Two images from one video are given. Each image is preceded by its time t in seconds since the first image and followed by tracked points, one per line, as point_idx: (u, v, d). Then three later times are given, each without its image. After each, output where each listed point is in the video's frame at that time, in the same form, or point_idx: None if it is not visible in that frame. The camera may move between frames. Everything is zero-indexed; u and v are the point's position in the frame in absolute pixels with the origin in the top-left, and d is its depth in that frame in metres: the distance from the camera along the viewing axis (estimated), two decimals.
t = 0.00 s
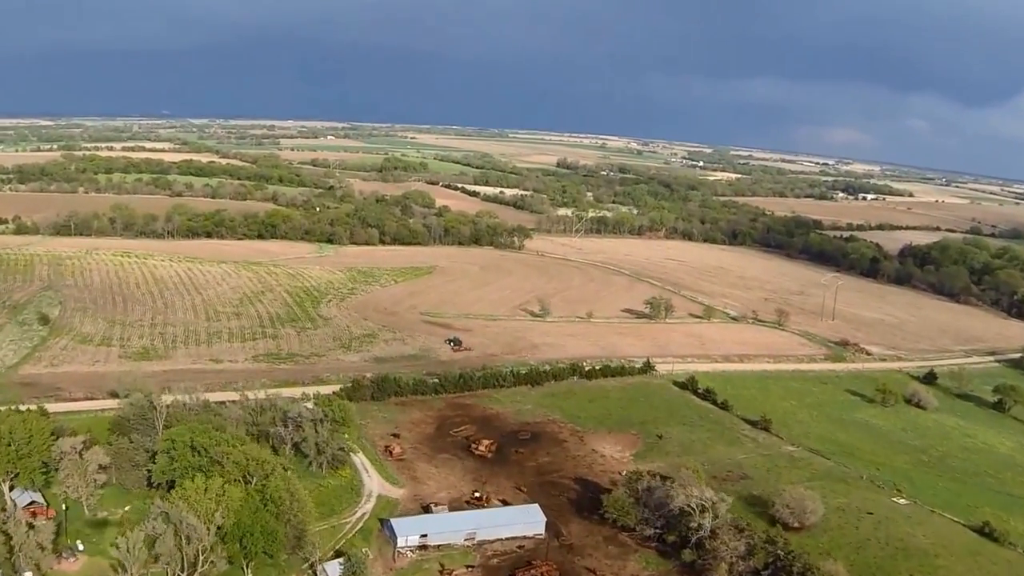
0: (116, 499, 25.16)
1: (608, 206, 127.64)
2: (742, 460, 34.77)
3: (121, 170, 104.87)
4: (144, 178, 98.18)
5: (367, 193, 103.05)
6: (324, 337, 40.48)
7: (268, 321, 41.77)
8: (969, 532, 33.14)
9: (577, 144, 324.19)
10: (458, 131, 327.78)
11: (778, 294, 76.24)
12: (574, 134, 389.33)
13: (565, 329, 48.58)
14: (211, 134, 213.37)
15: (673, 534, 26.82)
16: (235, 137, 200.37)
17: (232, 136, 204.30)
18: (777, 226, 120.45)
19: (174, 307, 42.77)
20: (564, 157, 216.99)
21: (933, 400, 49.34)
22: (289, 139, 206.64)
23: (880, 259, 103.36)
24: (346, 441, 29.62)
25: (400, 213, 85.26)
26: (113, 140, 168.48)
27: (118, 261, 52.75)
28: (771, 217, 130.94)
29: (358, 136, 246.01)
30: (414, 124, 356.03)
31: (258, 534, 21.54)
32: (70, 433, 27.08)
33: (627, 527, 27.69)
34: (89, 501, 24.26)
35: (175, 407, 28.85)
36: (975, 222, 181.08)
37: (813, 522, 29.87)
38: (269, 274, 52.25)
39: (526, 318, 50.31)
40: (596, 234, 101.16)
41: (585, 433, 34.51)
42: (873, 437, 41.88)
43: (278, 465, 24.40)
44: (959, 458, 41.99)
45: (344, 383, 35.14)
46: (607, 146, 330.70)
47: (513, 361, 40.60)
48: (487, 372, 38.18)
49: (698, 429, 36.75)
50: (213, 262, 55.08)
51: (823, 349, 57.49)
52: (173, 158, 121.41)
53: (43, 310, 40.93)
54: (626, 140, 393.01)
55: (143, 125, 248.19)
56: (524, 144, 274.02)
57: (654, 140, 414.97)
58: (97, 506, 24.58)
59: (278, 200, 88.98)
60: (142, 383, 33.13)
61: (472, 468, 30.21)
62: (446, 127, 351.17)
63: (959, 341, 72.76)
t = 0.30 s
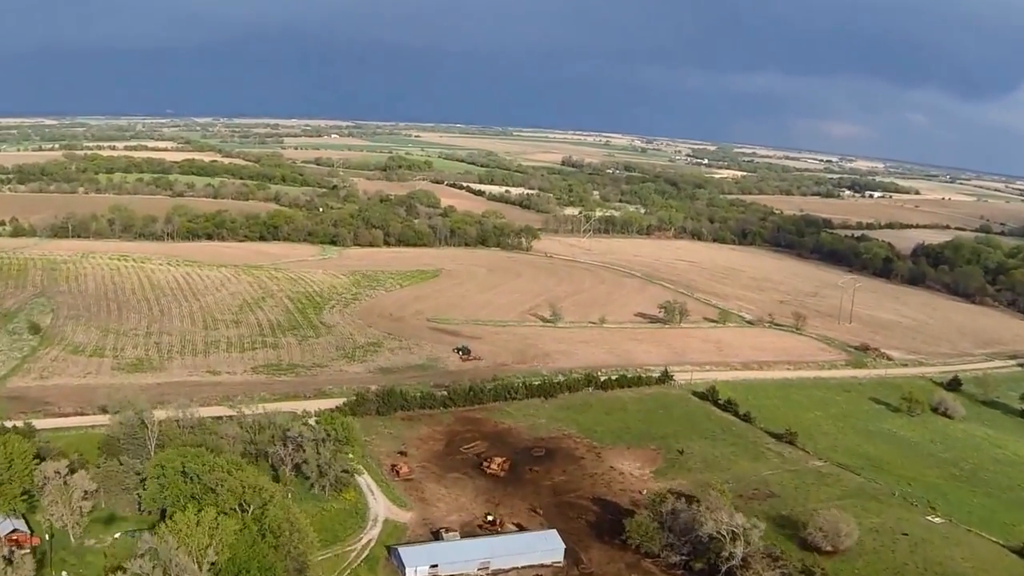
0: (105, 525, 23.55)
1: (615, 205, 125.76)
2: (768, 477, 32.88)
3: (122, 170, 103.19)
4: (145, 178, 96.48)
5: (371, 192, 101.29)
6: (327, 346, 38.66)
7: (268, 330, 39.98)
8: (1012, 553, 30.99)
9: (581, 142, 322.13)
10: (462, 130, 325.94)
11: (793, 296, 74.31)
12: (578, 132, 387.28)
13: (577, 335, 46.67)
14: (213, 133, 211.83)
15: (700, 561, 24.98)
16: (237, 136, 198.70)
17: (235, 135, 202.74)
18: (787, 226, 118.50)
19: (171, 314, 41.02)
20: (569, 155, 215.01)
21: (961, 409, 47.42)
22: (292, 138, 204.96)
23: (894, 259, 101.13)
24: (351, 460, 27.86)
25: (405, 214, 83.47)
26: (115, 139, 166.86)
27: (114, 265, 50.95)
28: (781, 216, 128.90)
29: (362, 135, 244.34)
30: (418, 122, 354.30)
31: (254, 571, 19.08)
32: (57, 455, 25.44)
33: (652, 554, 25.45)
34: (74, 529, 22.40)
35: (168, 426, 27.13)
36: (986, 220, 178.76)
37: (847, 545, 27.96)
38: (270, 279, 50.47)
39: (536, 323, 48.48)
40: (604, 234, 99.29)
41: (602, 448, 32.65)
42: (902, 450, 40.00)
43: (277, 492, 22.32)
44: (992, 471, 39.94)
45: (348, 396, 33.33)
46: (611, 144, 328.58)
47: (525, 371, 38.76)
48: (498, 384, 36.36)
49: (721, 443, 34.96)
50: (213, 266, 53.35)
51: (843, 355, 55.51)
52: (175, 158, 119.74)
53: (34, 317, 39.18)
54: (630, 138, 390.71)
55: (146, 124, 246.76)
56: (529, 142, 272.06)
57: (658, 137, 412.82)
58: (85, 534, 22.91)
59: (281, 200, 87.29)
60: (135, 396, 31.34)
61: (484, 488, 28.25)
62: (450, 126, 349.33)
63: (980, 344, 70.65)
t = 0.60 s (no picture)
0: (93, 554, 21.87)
1: (622, 204, 123.95)
2: (796, 496, 31.09)
3: (122, 170, 101.53)
4: (145, 178, 94.79)
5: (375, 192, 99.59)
6: (329, 356, 36.91)
7: (268, 339, 38.24)
8: None
9: (585, 140, 320.04)
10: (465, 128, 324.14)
11: (807, 299, 72.46)
12: (582, 130, 385.25)
13: (590, 343, 44.88)
14: (216, 132, 210.28)
15: None
16: (239, 135, 197.08)
17: (238, 134, 201.10)
18: (797, 225, 116.61)
19: (167, 321, 39.31)
20: (574, 154, 213.22)
21: (989, 419, 45.48)
22: (295, 137, 203.24)
23: (906, 259, 98.78)
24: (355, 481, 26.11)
25: (409, 214, 81.72)
26: (117, 138, 165.25)
27: (110, 269, 49.25)
28: (790, 216, 126.99)
29: (365, 133, 242.61)
30: (421, 121, 352.70)
31: None
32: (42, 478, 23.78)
33: None
34: (59, 562, 20.68)
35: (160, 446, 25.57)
36: (996, 219, 176.51)
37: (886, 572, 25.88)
38: (271, 283, 48.74)
39: (546, 330, 46.70)
40: (612, 234, 97.46)
41: (621, 466, 30.89)
42: (931, 464, 38.21)
43: (276, 525, 20.16)
44: None
45: (352, 411, 31.62)
46: (615, 142, 326.77)
47: (537, 382, 37.01)
48: (509, 397, 34.62)
49: (746, 460, 33.24)
50: (212, 269, 51.64)
51: (862, 361, 53.67)
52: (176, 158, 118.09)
53: (24, 325, 37.45)
54: (634, 137, 388.53)
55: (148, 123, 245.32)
56: (533, 141, 270.22)
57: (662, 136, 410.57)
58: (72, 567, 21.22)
59: (283, 201, 85.60)
60: (127, 412, 29.60)
61: (497, 512, 26.38)
62: (453, 125, 347.56)
63: (1000, 347, 68.58)
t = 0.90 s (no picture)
0: None
1: (628, 204, 122.20)
2: (826, 516, 29.32)
3: (122, 170, 99.96)
4: (146, 178, 93.19)
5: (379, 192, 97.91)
6: (331, 367, 35.17)
7: (268, 348, 36.53)
8: None
9: (589, 139, 318.18)
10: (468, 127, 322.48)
11: (821, 302, 70.62)
12: (585, 129, 383.71)
13: (602, 351, 43.07)
14: (217, 131, 208.89)
15: None
16: (242, 134, 195.59)
17: (240, 134, 199.55)
18: (806, 226, 114.69)
19: (163, 330, 37.63)
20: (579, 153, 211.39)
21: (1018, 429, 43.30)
22: (297, 136, 201.61)
23: (919, 260, 96.06)
24: (359, 506, 24.40)
25: (413, 215, 80.05)
26: (119, 138, 163.75)
27: (106, 273, 47.60)
28: (799, 216, 125.07)
29: (368, 132, 240.93)
30: (424, 120, 351.20)
31: None
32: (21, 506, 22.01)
33: None
34: None
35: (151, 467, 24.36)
36: (1006, 218, 174.15)
37: None
38: (271, 288, 47.04)
39: (557, 336, 44.95)
40: (619, 235, 95.70)
41: (640, 486, 29.15)
42: (962, 479, 36.19)
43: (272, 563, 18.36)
44: None
45: (356, 428, 29.93)
46: (619, 141, 324.81)
47: (549, 395, 35.24)
48: (521, 411, 32.91)
49: (771, 478, 31.56)
50: (211, 273, 49.93)
51: (882, 368, 51.64)
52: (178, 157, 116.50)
53: (12, 334, 35.71)
54: (637, 136, 386.34)
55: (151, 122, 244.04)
56: (537, 139, 268.48)
57: (666, 135, 408.50)
58: None
59: (285, 201, 83.98)
60: (118, 429, 27.92)
61: (510, 538, 24.56)
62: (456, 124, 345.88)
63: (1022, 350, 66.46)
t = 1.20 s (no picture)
0: None
1: (638, 204, 120.09)
2: (864, 544, 27.20)
3: (123, 170, 98.40)
4: (146, 178, 91.67)
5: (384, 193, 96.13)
6: (335, 380, 33.26)
7: (268, 360, 34.68)
8: None
9: (596, 138, 315.87)
10: (474, 125, 320.49)
11: (840, 306, 68.36)
12: (592, 128, 381.25)
13: (619, 361, 41.01)
14: (221, 130, 207.68)
15: None
16: (246, 134, 194.12)
17: (244, 133, 198.09)
18: (821, 226, 112.33)
19: (158, 340, 35.83)
20: (586, 152, 209.15)
21: None
22: (302, 135, 200.04)
23: (937, 262, 93.19)
24: (365, 537, 22.32)
25: (419, 216, 78.18)
26: (122, 138, 162.40)
27: (102, 278, 45.88)
28: (812, 216, 122.66)
29: (373, 131, 239.40)
30: (429, 119, 349.50)
31: None
32: None
33: None
34: None
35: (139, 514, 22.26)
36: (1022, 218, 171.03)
37: None
38: (272, 294, 45.17)
39: (570, 345, 42.95)
40: (630, 236, 93.66)
41: (666, 511, 27.16)
42: (1003, 500, 33.26)
43: None
44: None
45: (361, 447, 28.04)
46: (626, 140, 322.40)
47: (566, 410, 33.28)
48: (536, 428, 30.96)
49: (804, 501, 29.51)
50: (211, 278, 48.14)
51: (908, 378, 48.28)
52: (180, 157, 114.86)
53: None
54: (644, 134, 383.62)
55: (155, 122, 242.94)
56: (543, 138, 266.33)
57: (673, 133, 405.69)
58: None
59: (289, 202, 82.24)
60: (105, 451, 26.12)
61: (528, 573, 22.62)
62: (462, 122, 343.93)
63: None
